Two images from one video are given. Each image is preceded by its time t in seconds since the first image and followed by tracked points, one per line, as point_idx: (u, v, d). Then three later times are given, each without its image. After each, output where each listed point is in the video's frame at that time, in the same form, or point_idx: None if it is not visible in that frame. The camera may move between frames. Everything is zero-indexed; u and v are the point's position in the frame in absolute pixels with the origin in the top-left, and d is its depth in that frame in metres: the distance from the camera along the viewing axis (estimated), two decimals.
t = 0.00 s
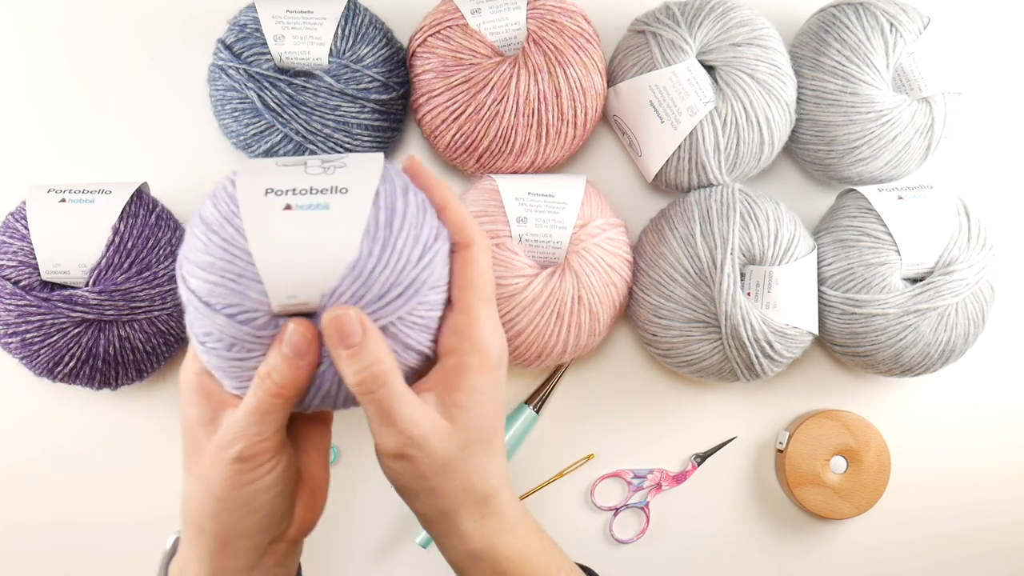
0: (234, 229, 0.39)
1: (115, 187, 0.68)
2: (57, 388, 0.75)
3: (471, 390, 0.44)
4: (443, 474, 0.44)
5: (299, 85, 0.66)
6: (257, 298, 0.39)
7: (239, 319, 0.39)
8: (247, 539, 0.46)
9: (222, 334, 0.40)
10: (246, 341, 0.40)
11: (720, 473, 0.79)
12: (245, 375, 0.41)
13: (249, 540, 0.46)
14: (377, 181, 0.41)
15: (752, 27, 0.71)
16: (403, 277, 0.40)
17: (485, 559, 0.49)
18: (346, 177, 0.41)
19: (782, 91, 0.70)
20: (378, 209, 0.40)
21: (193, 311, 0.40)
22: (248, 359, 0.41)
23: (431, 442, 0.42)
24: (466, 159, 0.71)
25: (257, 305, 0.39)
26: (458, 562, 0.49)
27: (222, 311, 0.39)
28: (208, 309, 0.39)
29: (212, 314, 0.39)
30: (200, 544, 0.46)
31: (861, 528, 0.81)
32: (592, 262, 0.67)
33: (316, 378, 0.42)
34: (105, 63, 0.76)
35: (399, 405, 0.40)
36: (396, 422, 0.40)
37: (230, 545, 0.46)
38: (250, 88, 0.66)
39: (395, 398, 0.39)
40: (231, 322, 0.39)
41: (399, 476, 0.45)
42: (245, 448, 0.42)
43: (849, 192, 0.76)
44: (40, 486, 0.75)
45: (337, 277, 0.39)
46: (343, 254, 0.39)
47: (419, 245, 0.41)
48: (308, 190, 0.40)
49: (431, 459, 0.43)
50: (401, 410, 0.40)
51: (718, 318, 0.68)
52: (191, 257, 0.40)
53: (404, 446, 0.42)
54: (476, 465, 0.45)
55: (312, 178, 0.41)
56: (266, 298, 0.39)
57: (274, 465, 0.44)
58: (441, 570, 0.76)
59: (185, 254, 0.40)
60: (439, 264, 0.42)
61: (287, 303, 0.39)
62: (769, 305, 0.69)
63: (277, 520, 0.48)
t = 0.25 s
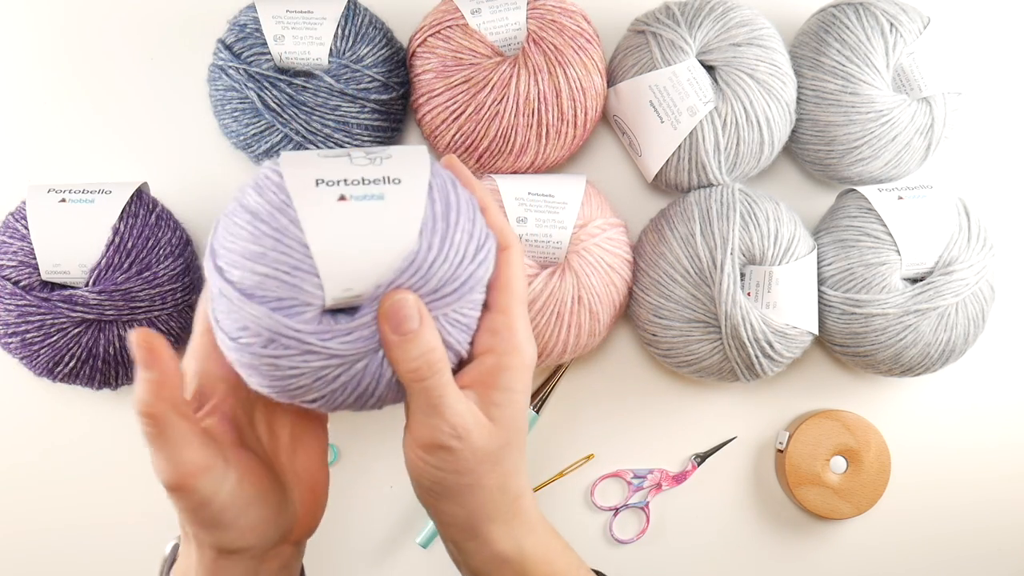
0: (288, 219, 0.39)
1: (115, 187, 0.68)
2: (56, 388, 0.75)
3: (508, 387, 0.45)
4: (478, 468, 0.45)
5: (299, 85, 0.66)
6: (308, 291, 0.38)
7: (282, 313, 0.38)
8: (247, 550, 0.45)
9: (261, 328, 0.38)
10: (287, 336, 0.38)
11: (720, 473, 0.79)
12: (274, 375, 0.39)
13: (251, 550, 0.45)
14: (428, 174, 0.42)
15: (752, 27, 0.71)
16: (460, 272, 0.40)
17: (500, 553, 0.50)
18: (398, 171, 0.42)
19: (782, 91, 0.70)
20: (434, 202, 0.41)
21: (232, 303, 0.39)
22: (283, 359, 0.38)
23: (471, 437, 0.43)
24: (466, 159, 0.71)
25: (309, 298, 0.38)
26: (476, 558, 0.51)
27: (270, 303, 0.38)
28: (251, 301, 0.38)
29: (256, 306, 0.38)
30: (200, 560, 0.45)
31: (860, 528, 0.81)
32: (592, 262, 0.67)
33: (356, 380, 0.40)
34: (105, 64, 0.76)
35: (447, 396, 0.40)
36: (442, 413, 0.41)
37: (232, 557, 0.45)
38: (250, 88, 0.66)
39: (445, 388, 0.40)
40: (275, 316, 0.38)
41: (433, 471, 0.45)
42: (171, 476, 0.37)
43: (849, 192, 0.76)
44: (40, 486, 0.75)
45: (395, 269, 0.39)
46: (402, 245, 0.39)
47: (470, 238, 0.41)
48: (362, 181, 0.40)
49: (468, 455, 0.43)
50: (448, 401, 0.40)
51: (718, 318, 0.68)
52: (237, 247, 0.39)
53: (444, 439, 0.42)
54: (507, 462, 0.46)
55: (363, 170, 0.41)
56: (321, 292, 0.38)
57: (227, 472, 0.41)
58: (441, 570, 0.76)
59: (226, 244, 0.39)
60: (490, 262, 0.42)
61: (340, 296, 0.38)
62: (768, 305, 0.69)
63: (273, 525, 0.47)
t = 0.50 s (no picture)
0: (263, 252, 0.40)
1: (116, 187, 0.68)
2: (56, 388, 0.75)
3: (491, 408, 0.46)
4: (465, 488, 0.46)
5: (299, 85, 0.66)
6: (285, 322, 0.40)
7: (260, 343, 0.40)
8: (259, 529, 0.47)
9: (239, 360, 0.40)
10: (265, 367, 0.40)
11: (720, 473, 0.79)
12: (254, 403, 0.41)
13: (262, 530, 0.48)
14: (401, 206, 0.43)
15: (752, 27, 0.71)
16: (433, 299, 0.42)
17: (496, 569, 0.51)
18: (371, 202, 0.43)
19: (782, 91, 0.70)
20: (408, 232, 0.42)
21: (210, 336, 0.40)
22: (263, 388, 0.40)
23: (455, 458, 0.44)
24: (466, 159, 0.71)
25: (285, 329, 0.40)
26: None
27: (247, 335, 0.40)
28: (228, 333, 0.40)
29: (234, 338, 0.39)
30: (218, 542, 0.48)
31: (861, 528, 0.81)
32: (592, 262, 0.67)
33: (335, 405, 0.41)
34: (105, 64, 0.76)
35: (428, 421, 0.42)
36: (424, 438, 0.42)
37: (246, 536, 0.47)
38: (250, 88, 0.66)
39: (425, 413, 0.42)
40: (251, 347, 0.39)
41: (421, 493, 0.46)
42: (165, 452, 0.41)
43: (849, 192, 0.76)
44: (41, 486, 0.75)
45: (369, 298, 0.40)
46: (376, 277, 0.40)
47: (444, 265, 0.43)
48: (337, 214, 0.42)
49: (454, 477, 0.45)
50: (429, 425, 0.42)
51: (718, 318, 0.68)
52: (215, 282, 0.40)
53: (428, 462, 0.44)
54: (495, 482, 0.48)
55: (337, 202, 0.43)
56: (296, 322, 0.40)
57: (221, 447, 0.44)
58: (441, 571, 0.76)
59: (205, 278, 0.41)
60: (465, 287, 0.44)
61: (315, 326, 0.40)
62: (769, 305, 0.69)
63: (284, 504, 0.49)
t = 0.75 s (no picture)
0: (263, 262, 0.42)
1: (116, 187, 0.68)
2: (56, 388, 0.75)
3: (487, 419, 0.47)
4: (463, 499, 0.47)
5: (299, 85, 0.66)
6: (284, 331, 0.41)
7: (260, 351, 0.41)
8: (280, 520, 0.48)
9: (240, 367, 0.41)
10: (264, 375, 0.41)
11: (720, 473, 0.79)
12: (255, 411, 0.43)
13: (283, 521, 0.48)
14: (400, 218, 0.44)
15: (752, 27, 0.71)
16: (431, 310, 0.43)
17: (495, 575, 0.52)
18: (372, 214, 0.44)
19: (782, 91, 0.70)
20: (406, 244, 0.44)
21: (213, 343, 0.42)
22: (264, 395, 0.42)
23: (452, 470, 0.45)
24: (466, 158, 0.71)
25: (284, 338, 0.41)
26: None
27: (247, 343, 0.41)
28: (229, 340, 0.41)
29: (235, 345, 0.41)
30: (239, 534, 0.48)
31: (861, 528, 0.81)
32: (592, 262, 0.67)
33: (333, 414, 0.43)
34: (105, 64, 0.76)
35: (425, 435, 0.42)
36: (421, 452, 0.43)
37: (267, 527, 0.48)
38: (250, 88, 0.66)
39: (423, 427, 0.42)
40: (251, 355, 0.41)
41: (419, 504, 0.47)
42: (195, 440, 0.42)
43: (849, 192, 0.76)
44: (41, 486, 0.75)
45: (368, 309, 0.42)
46: (374, 287, 0.42)
47: (442, 276, 0.44)
48: (338, 225, 0.43)
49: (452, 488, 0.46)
50: (426, 440, 0.42)
51: (718, 318, 0.68)
52: (218, 289, 0.42)
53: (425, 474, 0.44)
54: (492, 491, 0.48)
55: (338, 214, 0.44)
56: (294, 330, 0.41)
57: (248, 437, 0.44)
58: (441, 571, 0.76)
59: (210, 286, 0.43)
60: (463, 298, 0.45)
61: (314, 335, 0.41)
62: (769, 305, 0.69)
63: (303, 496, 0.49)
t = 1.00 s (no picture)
0: (268, 263, 0.42)
1: (116, 187, 0.68)
2: (56, 388, 0.75)
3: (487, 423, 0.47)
4: (463, 502, 0.47)
5: (299, 85, 0.66)
6: (288, 333, 0.41)
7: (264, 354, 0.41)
8: (285, 520, 0.48)
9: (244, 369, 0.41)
10: (268, 377, 0.41)
11: (720, 472, 0.79)
12: (258, 412, 0.43)
13: (288, 521, 0.48)
14: (404, 220, 0.45)
15: (752, 27, 0.71)
16: (434, 313, 0.43)
17: None
18: (377, 216, 0.44)
19: (782, 91, 0.70)
20: (410, 247, 0.44)
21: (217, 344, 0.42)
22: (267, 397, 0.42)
23: (452, 474, 0.44)
24: (466, 159, 0.71)
25: (288, 340, 0.41)
26: None
27: (251, 344, 0.41)
28: (234, 342, 0.41)
29: (240, 347, 0.41)
30: (245, 533, 0.48)
31: (860, 528, 0.81)
32: (592, 262, 0.67)
33: (336, 417, 0.43)
34: (105, 64, 0.76)
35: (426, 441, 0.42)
36: (422, 457, 0.43)
37: (273, 527, 0.48)
38: (250, 88, 0.66)
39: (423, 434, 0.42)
40: (255, 357, 0.41)
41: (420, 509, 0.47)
42: (204, 438, 0.42)
43: (849, 192, 0.76)
44: (41, 486, 0.75)
45: (372, 311, 0.42)
46: (380, 290, 0.42)
47: (445, 279, 0.44)
48: (343, 227, 0.43)
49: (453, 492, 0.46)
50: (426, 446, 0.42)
51: (718, 318, 0.68)
52: (222, 290, 0.42)
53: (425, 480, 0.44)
54: (491, 493, 0.48)
55: (343, 215, 0.44)
56: (299, 333, 0.41)
57: (256, 438, 0.44)
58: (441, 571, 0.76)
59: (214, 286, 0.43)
60: (465, 301, 0.45)
61: (318, 338, 0.41)
62: (768, 305, 0.69)
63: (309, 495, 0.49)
